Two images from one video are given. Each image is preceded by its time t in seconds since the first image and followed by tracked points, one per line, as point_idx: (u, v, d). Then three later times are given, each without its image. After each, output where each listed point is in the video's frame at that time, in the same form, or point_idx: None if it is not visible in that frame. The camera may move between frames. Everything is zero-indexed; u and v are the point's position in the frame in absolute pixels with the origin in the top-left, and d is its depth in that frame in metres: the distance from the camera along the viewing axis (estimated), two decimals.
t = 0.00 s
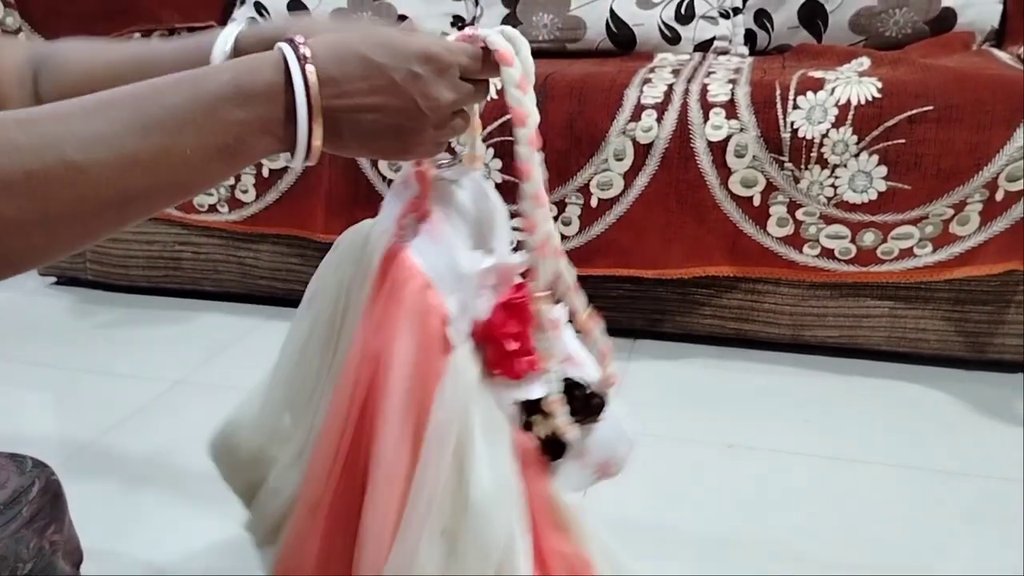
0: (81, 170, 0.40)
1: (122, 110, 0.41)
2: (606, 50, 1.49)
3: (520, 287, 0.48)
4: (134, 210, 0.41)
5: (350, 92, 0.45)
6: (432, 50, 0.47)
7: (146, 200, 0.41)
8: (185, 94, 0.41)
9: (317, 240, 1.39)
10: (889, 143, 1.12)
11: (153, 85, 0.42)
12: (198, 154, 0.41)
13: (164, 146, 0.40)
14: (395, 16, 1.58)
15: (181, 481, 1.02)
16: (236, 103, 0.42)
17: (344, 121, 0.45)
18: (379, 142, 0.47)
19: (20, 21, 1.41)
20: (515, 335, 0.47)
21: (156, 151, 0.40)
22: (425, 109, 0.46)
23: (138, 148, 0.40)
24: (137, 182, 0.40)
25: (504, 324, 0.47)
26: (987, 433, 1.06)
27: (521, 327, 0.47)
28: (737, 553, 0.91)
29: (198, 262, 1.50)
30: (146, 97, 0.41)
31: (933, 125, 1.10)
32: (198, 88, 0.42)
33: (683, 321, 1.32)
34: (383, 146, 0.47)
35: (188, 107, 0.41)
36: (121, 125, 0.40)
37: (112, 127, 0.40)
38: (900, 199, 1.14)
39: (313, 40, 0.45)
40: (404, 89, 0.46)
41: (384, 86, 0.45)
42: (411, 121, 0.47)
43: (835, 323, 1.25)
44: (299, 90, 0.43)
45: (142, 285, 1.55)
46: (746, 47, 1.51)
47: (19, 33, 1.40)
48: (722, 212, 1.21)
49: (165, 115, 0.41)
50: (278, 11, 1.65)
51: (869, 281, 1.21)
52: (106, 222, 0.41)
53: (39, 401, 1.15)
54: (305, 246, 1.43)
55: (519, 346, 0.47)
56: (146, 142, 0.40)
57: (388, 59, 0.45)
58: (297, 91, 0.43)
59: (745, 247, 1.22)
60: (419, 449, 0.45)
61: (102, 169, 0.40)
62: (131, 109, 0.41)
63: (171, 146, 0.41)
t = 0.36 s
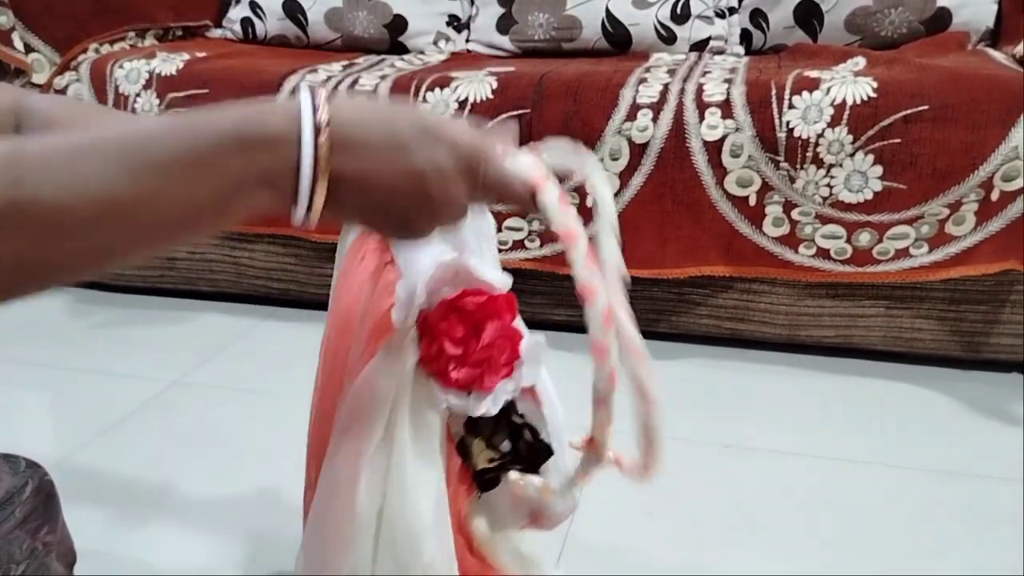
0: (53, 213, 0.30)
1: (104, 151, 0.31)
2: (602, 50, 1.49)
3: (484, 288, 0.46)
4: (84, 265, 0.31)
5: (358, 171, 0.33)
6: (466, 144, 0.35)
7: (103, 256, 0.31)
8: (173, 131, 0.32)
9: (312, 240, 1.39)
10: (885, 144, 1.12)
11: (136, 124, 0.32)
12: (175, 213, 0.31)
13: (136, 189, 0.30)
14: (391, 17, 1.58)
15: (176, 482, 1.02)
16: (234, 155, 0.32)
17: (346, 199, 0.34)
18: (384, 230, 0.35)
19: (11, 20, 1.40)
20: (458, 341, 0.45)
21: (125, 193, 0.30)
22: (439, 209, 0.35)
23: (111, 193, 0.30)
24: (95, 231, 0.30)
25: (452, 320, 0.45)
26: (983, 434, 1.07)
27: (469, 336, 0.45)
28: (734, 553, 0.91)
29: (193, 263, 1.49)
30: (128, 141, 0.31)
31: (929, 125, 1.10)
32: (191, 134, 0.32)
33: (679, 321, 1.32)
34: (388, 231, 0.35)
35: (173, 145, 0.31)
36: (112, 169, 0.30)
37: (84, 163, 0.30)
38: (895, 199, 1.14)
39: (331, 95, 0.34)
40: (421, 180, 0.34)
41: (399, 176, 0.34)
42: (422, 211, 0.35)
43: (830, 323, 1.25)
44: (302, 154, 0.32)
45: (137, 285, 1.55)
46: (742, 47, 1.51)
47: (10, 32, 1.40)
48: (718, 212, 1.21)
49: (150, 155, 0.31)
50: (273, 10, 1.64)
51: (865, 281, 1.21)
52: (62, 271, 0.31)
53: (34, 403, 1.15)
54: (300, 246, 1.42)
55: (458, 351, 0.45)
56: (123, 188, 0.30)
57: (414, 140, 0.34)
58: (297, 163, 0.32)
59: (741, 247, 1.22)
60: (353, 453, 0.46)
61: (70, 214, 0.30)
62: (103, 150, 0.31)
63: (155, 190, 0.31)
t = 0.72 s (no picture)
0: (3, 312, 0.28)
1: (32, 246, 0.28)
2: (601, 50, 1.49)
3: (509, 269, 0.50)
4: (39, 354, 0.29)
5: (283, 244, 0.30)
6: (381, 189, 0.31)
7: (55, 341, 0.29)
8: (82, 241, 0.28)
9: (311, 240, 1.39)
10: (883, 143, 1.12)
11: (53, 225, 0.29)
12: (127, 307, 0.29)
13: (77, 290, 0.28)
14: (389, 17, 1.58)
15: (176, 482, 1.02)
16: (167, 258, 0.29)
17: (277, 273, 0.30)
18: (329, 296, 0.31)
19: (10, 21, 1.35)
20: (494, 322, 0.50)
21: (64, 305, 0.28)
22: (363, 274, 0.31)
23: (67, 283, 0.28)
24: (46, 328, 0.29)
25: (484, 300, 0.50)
26: (982, 433, 1.07)
27: (503, 314, 0.50)
28: (733, 552, 0.91)
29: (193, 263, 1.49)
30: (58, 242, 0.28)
31: (928, 124, 1.10)
32: (127, 235, 0.29)
33: (677, 321, 1.32)
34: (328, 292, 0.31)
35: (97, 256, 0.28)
36: (68, 256, 0.28)
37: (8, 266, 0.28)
38: (893, 198, 1.14)
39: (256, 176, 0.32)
40: (344, 233, 0.30)
41: (327, 232, 0.30)
42: (348, 271, 0.30)
43: (829, 322, 1.25)
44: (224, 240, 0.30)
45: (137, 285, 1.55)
46: (741, 46, 1.51)
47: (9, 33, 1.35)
48: (716, 211, 1.21)
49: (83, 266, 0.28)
50: (271, 10, 1.64)
51: (863, 280, 1.21)
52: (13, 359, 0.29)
53: (33, 404, 1.15)
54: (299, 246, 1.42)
55: (495, 332, 0.50)
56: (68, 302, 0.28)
57: (325, 207, 0.30)
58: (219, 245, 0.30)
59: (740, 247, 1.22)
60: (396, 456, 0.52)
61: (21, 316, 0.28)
62: (16, 262, 0.28)
63: (116, 295, 0.29)
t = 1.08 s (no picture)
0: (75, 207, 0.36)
1: (105, 148, 0.38)
2: (600, 50, 1.49)
3: (490, 259, 0.54)
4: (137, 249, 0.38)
5: (331, 116, 0.43)
6: (413, 72, 0.46)
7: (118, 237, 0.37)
8: (147, 144, 0.38)
9: (311, 241, 1.39)
10: (882, 143, 1.12)
11: (118, 130, 0.39)
12: (190, 199, 0.39)
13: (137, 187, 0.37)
14: (389, 17, 1.58)
15: (176, 482, 1.02)
16: (222, 155, 0.40)
17: (331, 145, 0.43)
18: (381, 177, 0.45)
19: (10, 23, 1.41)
20: (469, 311, 0.53)
21: (141, 194, 0.37)
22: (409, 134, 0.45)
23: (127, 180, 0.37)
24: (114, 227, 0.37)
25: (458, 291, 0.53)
26: (980, 432, 1.07)
27: (477, 304, 0.53)
28: (733, 551, 0.91)
29: (192, 263, 1.49)
30: (133, 141, 0.38)
31: (927, 124, 1.10)
32: (175, 143, 0.39)
33: (678, 321, 1.32)
34: (384, 168, 0.45)
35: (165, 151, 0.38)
36: (126, 160, 0.37)
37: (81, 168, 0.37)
38: (893, 198, 1.14)
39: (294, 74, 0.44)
40: (387, 109, 0.44)
41: (366, 107, 0.43)
42: (393, 140, 0.44)
43: (829, 322, 1.25)
44: (280, 121, 0.41)
45: (136, 285, 1.55)
46: (740, 46, 1.51)
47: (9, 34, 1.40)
48: (716, 211, 1.21)
49: (147, 163, 0.38)
50: (271, 11, 1.64)
51: (863, 280, 1.21)
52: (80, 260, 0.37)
53: (33, 405, 1.15)
54: (299, 247, 1.42)
55: (472, 321, 0.53)
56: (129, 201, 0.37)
57: (366, 78, 0.44)
58: (274, 124, 0.41)
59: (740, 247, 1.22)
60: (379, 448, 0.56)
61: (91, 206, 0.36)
62: (106, 165, 0.37)
63: (174, 186, 0.38)
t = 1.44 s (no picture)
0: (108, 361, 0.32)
1: (165, 304, 0.34)
2: (601, 51, 1.49)
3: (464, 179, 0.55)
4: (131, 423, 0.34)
5: (372, 355, 0.34)
6: (481, 347, 0.34)
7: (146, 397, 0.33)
8: (206, 306, 0.34)
9: (312, 242, 1.39)
10: (884, 143, 1.12)
11: (146, 296, 0.34)
12: (235, 373, 0.34)
13: (177, 347, 0.33)
14: (391, 18, 1.58)
15: (177, 483, 1.02)
16: (273, 339, 0.34)
17: (368, 374, 0.35)
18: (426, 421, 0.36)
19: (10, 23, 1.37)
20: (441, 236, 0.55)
21: (145, 380, 0.33)
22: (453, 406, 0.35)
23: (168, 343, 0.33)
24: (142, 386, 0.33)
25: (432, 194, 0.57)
26: (982, 433, 1.07)
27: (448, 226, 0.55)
28: (732, 552, 0.91)
29: (194, 265, 1.49)
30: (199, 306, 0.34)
31: (929, 124, 1.10)
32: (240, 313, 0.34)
33: (679, 321, 1.32)
34: (423, 418, 0.36)
35: (214, 318, 0.34)
36: (175, 321, 0.33)
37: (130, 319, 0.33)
38: (895, 198, 1.14)
39: (387, 284, 0.36)
40: (432, 372, 0.34)
41: (412, 358, 0.34)
42: (433, 404, 0.35)
43: (831, 322, 1.25)
44: (325, 327, 0.34)
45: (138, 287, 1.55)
46: (741, 46, 1.51)
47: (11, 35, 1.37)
48: (716, 211, 1.21)
49: (194, 329, 0.33)
50: (272, 12, 1.64)
51: (865, 280, 1.21)
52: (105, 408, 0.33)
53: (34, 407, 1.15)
54: (300, 248, 1.42)
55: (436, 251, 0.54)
56: (157, 365, 0.33)
57: (426, 333, 0.34)
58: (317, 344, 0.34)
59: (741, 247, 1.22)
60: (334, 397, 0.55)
61: (121, 369, 0.32)
62: (118, 346, 0.33)
63: (220, 361, 0.33)
